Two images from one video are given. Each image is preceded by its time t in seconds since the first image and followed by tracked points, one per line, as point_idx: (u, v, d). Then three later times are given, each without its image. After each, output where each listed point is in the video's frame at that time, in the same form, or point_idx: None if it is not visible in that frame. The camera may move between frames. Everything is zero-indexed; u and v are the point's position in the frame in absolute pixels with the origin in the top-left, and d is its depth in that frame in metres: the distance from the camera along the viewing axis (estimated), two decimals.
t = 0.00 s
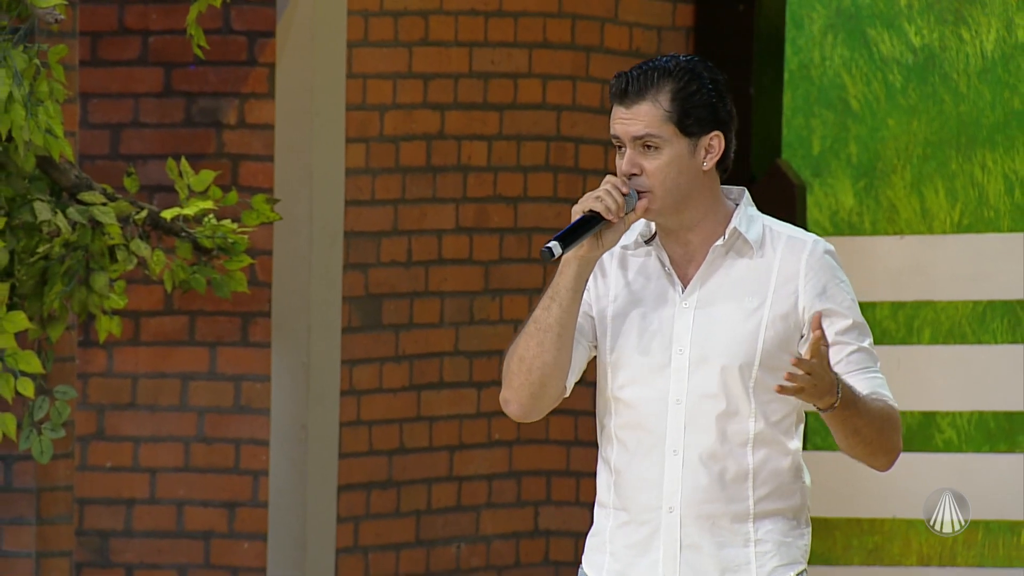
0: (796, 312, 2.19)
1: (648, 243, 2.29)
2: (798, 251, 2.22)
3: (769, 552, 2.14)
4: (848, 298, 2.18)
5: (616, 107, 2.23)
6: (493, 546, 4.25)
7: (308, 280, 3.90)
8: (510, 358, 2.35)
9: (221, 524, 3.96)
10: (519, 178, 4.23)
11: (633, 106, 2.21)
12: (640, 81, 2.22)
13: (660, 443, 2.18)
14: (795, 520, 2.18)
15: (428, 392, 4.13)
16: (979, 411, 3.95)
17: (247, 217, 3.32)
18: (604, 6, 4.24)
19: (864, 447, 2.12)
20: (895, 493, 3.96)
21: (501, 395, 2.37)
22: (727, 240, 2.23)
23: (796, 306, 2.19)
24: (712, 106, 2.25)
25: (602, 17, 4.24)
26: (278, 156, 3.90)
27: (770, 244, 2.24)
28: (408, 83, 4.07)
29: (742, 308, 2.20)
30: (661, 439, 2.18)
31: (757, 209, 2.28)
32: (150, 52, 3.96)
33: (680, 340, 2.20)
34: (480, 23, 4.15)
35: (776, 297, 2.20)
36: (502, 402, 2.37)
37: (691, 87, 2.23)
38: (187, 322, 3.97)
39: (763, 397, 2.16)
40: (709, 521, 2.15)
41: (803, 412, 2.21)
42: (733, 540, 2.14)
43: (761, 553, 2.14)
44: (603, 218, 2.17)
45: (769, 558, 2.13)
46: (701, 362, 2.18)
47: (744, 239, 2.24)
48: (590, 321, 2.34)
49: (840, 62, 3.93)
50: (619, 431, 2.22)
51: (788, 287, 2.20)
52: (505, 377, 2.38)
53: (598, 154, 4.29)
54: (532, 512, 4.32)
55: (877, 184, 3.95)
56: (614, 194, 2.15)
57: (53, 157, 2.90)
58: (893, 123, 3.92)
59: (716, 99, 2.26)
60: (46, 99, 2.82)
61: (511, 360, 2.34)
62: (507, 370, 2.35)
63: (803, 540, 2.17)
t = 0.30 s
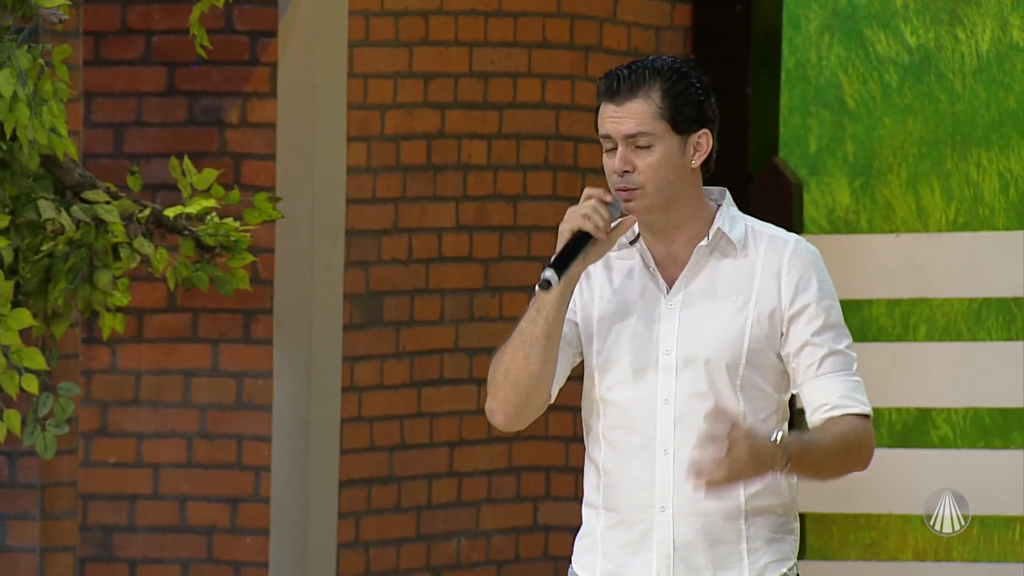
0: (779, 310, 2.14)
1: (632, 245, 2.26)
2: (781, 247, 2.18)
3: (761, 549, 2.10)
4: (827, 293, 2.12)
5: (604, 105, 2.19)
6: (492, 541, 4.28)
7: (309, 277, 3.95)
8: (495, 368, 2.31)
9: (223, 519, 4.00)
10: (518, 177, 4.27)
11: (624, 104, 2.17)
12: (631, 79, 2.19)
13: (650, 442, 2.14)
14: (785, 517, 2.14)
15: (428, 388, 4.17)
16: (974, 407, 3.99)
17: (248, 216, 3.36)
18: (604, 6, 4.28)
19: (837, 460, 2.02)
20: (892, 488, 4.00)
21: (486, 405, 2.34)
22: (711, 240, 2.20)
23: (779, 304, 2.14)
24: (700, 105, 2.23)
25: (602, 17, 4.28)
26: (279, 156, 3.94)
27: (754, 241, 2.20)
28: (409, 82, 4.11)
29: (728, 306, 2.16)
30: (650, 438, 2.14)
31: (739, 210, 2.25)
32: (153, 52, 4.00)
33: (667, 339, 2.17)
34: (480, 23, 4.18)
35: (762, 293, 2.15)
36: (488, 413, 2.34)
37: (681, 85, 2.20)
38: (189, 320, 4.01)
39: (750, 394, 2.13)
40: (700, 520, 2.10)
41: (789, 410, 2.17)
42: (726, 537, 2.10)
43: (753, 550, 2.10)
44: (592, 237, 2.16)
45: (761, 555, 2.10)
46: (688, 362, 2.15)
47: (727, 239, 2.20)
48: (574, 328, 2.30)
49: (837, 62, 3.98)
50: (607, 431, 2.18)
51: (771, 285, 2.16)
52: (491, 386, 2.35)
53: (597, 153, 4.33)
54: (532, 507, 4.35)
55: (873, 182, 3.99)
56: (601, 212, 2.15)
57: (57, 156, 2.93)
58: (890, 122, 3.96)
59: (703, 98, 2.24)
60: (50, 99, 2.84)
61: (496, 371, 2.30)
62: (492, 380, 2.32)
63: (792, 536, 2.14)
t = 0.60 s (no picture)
0: (751, 311, 2.15)
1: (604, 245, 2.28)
2: (752, 245, 2.19)
3: (745, 545, 2.13)
4: (797, 292, 2.14)
5: (608, 96, 2.19)
6: (493, 536, 4.24)
7: (310, 274, 3.99)
8: (480, 399, 2.30)
9: (225, 514, 4.04)
10: (518, 175, 4.26)
11: (628, 93, 2.18)
12: (632, 70, 2.19)
13: (631, 444, 2.15)
14: (768, 512, 2.16)
15: (429, 383, 4.15)
16: (969, 402, 4.03)
17: (251, 212, 3.40)
18: (601, 6, 4.31)
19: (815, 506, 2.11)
20: (889, 484, 4.03)
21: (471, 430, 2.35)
22: (682, 241, 2.21)
23: (751, 304, 2.15)
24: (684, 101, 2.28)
25: (599, 17, 4.31)
26: (282, 156, 3.98)
27: (725, 240, 2.21)
28: (410, 80, 4.12)
29: (703, 308, 2.16)
30: (630, 442, 2.15)
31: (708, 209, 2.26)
32: (156, 50, 4.04)
33: (646, 341, 2.16)
34: (480, 22, 4.19)
35: (736, 292, 2.16)
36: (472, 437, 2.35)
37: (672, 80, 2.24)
38: (192, 316, 4.04)
39: (728, 394, 2.14)
40: (684, 521, 2.12)
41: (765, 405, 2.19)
42: (711, 535, 2.12)
43: (737, 547, 2.13)
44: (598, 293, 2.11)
45: (746, 551, 2.13)
46: (665, 364, 2.15)
47: (699, 240, 2.21)
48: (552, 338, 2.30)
49: (833, 60, 4.02)
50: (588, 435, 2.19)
51: (743, 285, 2.17)
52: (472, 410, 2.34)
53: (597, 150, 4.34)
54: (531, 502, 4.30)
55: (869, 180, 4.02)
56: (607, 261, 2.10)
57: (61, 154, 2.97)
58: (886, 120, 4.00)
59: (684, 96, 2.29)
60: (54, 97, 2.87)
61: (483, 403, 2.30)
62: (477, 409, 2.32)
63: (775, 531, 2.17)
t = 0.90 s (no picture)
0: (714, 293, 2.21)
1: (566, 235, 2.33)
2: (710, 229, 2.27)
3: (712, 527, 2.18)
4: (757, 273, 2.21)
5: (568, 92, 2.21)
6: (492, 530, 4.28)
7: (311, 272, 4.01)
8: (467, 360, 2.28)
9: (227, 508, 4.08)
10: (517, 173, 4.30)
11: (588, 90, 2.21)
12: (590, 67, 2.23)
13: (599, 428, 2.18)
14: (732, 493, 2.22)
15: (429, 379, 4.18)
16: (964, 398, 4.07)
17: (252, 211, 3.44)
18: (599, 5, 4.35)
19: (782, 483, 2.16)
20: (884, 480, 4.08)
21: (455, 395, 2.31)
22: (644, 226, 2.28)
23: (712, 285, 2.22)
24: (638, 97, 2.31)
25: (597, 17, 4.35)
26: (283, 154, 4.01)
27: (684, 225, 2.28)
28: (410, 80, 4.14)
29: (667, 291, 2.22)
30: (599, 425, 2.18)
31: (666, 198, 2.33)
32: (159, 50, 4.08)
33: (611, 325, 2.20)
34: (480, 22, 4.22)
35: (699, 275, 2.22)
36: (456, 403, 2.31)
37: (631, 72, 2.26)
38: (193, 312, 4.08)
39: (694, 375, 2.19)
40: (653, 503, 2.16)
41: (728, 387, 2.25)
42: (679, 517, 2.17)
43: (704, 529, 2.18)
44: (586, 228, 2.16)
45: (712, 534, 2.18)
46: (631, 347, 2.19)
47: (660, 225, 2.28)
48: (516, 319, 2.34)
49: (829, 60, 4.05)
50: (555, 422, 2.21)
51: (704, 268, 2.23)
52: (456, 376, 2.31)
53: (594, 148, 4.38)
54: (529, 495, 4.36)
55: (865, 178, 4.05)
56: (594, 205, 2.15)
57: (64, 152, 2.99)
58: (881, 119, 4.04)
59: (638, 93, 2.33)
60: (57, 96, 2.90)
61: (470, 364, 2.27)
62: (460, 373, 2.28)
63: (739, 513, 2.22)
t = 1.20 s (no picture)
0: (680, 296, 2.27)
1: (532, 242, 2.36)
2: (674, 234, 2.33)
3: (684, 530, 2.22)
4: (721, 276, 2.28)
5: (536, 116, 2.23)
6: (491, 526, 4.31)
7: (312, 269, 4.05)
8: (455, 363, 2.26)
9: (228, 505, 4.12)
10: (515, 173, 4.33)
11: (556, 114, 2.23)
12: (558, 90, 2.24)
13: (571, 434, 2.21)
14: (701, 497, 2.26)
15: (428, 376, 4.22)
16: (957, 396, 4.11)
17: (253, 210, 3.48)
18: (597, 6, 4.38)
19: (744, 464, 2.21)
20: (879, 477, 4.12)
21: (445, 399, 2.29)
22: (610, 230, 2.34)
23: (678, 287, 2.28)
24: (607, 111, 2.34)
25: (595, 18, 4.38)
26: (284, 153, 4.06)
27: (649, 231, 2.34)
28: (409, 80, 4.18)
29: (634, 297, 2.27)
30: (571, 432, 2.21)
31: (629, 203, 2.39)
32: (161, 51, 4.12)
33: (582, 331, 2.25)
34: (479, 23, 4.25)
35: (665, 279, 2.29)
36: (445, 407, 2.29)
37: (598, 92, 2.28)
38: (195, 311, 4.13)
39: (664, 377, 2.24)
40: (627, 507, 2.20)
41: (694, 388, 2.30)
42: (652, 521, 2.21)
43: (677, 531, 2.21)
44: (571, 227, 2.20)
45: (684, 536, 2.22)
46: (601, 353, 2.23)
47: (625, 230, 2.34)
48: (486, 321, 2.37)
49: (825, 61, 4.10)
50: (527, 428, 2.25)
51: (670, 272, 2.29)
52: (444, 381, 2.30)
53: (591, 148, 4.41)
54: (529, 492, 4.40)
55: (860, 177, 4.10)
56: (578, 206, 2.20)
57: (67, 153, 3.03)
58: (875, 119, 4.09)
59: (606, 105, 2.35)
60: (60, 96, 2.94)
61: (459, 367, 2.25)
62: (451, 377, 2.27)
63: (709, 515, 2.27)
